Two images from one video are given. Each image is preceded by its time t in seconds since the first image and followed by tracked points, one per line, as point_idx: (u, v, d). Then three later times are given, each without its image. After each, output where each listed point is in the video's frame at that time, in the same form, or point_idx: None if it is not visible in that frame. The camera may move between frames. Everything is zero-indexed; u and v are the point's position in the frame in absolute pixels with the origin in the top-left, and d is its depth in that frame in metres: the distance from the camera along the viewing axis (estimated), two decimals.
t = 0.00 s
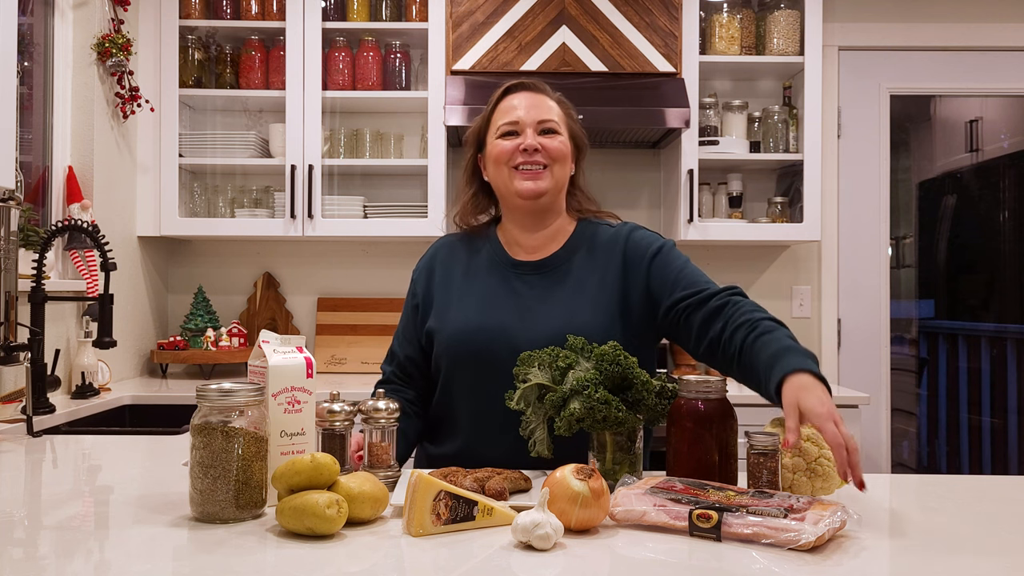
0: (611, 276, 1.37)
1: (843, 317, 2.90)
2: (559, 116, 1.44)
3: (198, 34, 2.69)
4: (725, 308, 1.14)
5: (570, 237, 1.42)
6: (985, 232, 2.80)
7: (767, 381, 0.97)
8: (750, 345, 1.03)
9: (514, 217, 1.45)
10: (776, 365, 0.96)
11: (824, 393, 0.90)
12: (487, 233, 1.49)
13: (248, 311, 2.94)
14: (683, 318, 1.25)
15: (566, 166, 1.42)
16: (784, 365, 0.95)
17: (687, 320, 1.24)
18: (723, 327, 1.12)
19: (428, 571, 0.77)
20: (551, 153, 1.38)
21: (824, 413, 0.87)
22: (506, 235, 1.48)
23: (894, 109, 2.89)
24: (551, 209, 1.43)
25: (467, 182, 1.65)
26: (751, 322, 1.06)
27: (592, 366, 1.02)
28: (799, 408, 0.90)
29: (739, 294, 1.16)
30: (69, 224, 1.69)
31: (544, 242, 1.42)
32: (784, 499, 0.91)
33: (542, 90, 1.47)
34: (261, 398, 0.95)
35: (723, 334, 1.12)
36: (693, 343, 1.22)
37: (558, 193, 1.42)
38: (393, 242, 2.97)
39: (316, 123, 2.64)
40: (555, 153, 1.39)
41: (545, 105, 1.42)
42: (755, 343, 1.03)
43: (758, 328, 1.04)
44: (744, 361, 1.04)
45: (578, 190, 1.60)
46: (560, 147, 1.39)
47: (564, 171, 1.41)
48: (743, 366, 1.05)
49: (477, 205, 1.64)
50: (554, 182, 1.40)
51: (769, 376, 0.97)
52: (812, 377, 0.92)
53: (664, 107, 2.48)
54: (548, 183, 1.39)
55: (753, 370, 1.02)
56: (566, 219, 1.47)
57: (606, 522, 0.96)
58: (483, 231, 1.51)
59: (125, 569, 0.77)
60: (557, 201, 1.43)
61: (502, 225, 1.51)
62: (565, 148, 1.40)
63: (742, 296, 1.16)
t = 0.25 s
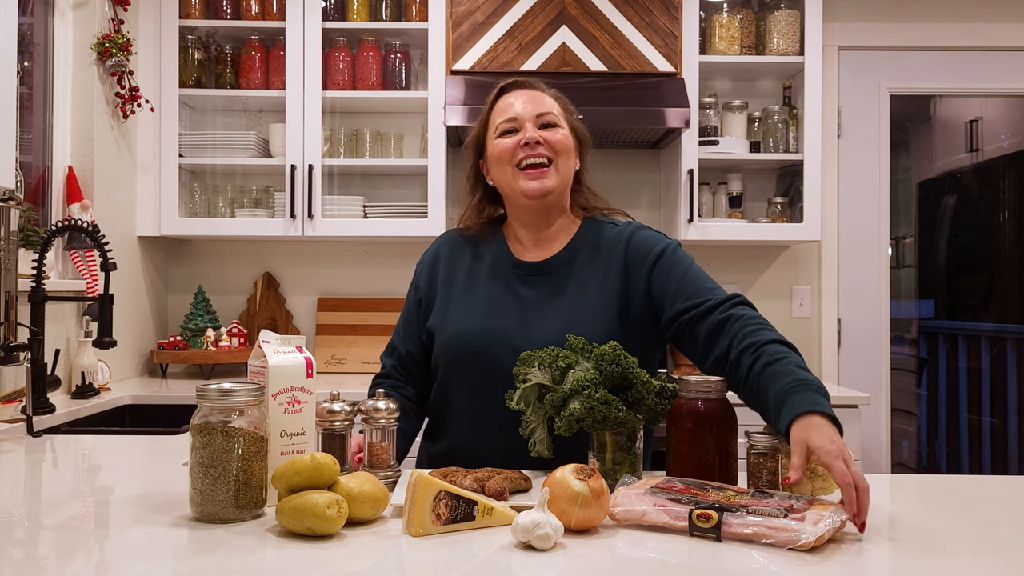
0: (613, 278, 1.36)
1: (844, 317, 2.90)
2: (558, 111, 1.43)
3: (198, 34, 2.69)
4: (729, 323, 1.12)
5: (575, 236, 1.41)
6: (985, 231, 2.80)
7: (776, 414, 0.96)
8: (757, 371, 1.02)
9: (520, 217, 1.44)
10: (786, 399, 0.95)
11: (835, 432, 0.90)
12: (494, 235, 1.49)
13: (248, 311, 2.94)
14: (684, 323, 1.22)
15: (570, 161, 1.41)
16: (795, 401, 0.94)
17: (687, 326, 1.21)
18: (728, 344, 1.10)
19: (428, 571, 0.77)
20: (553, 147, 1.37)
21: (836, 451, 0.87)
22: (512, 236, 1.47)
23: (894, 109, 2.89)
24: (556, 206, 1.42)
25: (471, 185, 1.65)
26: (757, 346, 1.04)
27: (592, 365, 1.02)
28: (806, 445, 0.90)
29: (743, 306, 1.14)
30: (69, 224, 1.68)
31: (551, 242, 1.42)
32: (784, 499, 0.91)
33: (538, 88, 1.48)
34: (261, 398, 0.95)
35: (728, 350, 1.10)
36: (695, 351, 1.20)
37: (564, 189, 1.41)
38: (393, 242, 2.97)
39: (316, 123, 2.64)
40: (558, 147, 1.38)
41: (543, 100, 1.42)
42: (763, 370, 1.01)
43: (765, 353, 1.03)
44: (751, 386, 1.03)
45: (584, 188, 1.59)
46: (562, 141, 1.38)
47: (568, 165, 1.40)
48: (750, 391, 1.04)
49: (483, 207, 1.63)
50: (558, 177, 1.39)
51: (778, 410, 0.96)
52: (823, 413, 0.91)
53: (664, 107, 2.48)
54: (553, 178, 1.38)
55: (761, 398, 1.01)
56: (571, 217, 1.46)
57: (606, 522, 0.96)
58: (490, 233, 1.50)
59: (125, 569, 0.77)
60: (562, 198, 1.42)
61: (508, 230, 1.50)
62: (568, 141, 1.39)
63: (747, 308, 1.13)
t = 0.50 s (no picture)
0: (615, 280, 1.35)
1: (844, 317, 2.90)
2: (560, 111, 1.43)
3: (198, 34, 2.69)
4: (735, 332, 1.13)
5: (576, 236, 1.41)
6: (985, 231, 2.80)
7: (788, 426, 0.97)
8: (766, 381, 1.03)
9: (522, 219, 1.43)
10: (799, 411, 0.96)
11: (852, 445, 0.91)
12: (495, 236, 1.49)
13: (248, 311, 2.94)
14: (688, 329, 1.23)
15: (572, 162, 1.40)
16: (808, 413, 0.95)
17: (691, 332, 1.22)
18: (734, 353, 1.11)
19: (428, 571, 0.77)
20: (556, 148, 1.37)
21: (859, 466, 0.88)
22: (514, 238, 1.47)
23: (893, 109, 2.89)
24: (559, 207, 1.42)
25: (472, 185, 1.65)
26: (765, 356, 1.05)
27: (592, 365, 1.02)
28: (827, 460, 0.90)
29: (748, 314, 1.15)
30: (69, 224, 1.68)
31: (553, 241, 1.41)
32: (785, 498, 0.91)
33: (539, 87, 1.47)
34: (261, 398, 0.95)
35: (734, 359, 1.10)
36: (699, 359, 1.21)
37: (566, 190, 1.40)
38: (393, 242, 2.97)
39: (316, 123, 2.63)
40: (560, 148, 1.37)
41: (544, 101, 1.41)
42: (772, 381, 1.02)
43: (773, 364, 1.03)
44: (759, 398, 1.04)
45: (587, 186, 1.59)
46: (565, 142, 1.38)
47: (570, 166, 1.40)
48: (757, 402, 1.05)
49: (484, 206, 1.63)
50: (561, 178, 1.38)
51: (791, 421, 0.97)
52: (837, 424, 0.92)
53: (664, 107, 2.48)
54: (555, 180, 1.37)
55: (771, 409, 1.02)
56: (573, 217, 1.46)
57: (606, 522, 0.96)
58: (491, 233, 1.50)
59: (126, 569, 0.77)
60: (565, 199, 1.41)
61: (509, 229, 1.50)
62: (570, 142, 1.38)
63: (752, 317, 1.14)
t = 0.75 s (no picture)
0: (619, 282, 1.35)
1: (844, 317, 2.90)
2: (561, 112, 1.42)
3: (198, 34, 2.69)
4: (742, 333, 1.12)
5: (580, 237, 1.41)
6: (985, 231, 2.80)
7: (802, 429, 0.98)
8: (778, 384, 1.03)
9: (526, 222, 1.44)
10: (815, 414, 0.96)
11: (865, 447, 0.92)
12: (499, 237, 1.49)
13: (248, 311, 2.94)
14: (691, 331, 1.22)
15: (574, 163, 1.40)
16: (825, 416, 0.95)
17: (694, 333, 1.21)
18: (741, 355, 1.10)
19: (428, 571, 0.77)
20: (558, 151, 1.37)
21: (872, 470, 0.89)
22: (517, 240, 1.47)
23: (894, 109, 2.89)
24: (562, 209, 1.42)
25: (474, 186, 1.65)
26: (776, 358, 1.05)
27: (592, 366, 1.02)
28: (842, 462, 0.91)
29: (753, 317, 1.15)
30: (69, 224, 1.68)
31: (557, 242, 1.41)
32: (784, 496, 0.92)
33: (539, 87, 1.46)
34: (261, 398, 0.95)
35: (741, 361, 1.10)
36: (702, 360, 1.21)
37: (568, 192, 1.40)
38: (393, 242, 2.97)
39: (316, 123, 2.63)
40: (562, 151, 1.37)
41: (544, 101, 1.41)
42: (784, 384, 1.02)
43: (785, 366, 1.04)
44: (768, 399, 1.04)
45: (589, 184, 1.59)
46: (567, 144, 1.38)
47: (572, 168, 1.40)
48: (765, 404, 1.05)
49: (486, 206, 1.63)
50: (564, 180, 1.38)
51: (806, 424, 0.97)
52: (853, 426, 0.93)
53: (664, 107, 2.48)
54: (558, 182, 1.37)
55: (781, 412, 1.02)
56: (577, 216, 1.46)
57: (605, 522, 0.96)
58: (496, 234, 1.50)
59: (126, 569, 0.77)
60: (568, 200, 1.41)
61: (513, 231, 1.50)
62: (572, 144, 1.38)
63: (757, 319, 1.14)
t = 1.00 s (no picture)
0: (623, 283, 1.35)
1: (844, 316, 2.90)
2: (568, 113, 1.42)
3: (197, 34, 2.69)
4: (749, 333, 1.12)
5: (584, 237, 1.41)
6: (985, 231, 2.80)
7: (809, 426, 0.97)
8: (786, 382, 1.02)
9: (530, 223, 1.44)
10: (825, 412, 0.96)
11: (872, 443, 0.93)
12: (501, 236, 1.49)
13: (248, 311, 2.94)
14: (696, 332, 1.22)
15: (580, 166, 1.40)
16: (834, 415, 0.95)
17: (698, 334, 1.21)
18: (747, 354, 1.10)
19: (428, 571, 0.77)
20: (563, 154, 1.37)
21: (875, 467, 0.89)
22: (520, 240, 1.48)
23: (894, 109, 2.89)
24: (567, 211, 1.42)
25: (478, 184, 1.65)
26: (786, 358, 1.05)
27: (592, 366, 1.02)
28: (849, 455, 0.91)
29: (760, 319, 1.14)
30: (69, 224, 1.68)
31: (561, 243, 1.41)
32: (783, 493, 0.92)
33: (547, 86, 1.45)
34: (261, 398, 0.95)
35: (746, 361, 1.10)
36: (705, 360, 1.20)
37: (573, 195, 1.40)
38: (393, 242, 2.97)
39: (316, 123, 2.63)
40: (568, 154, 1.37)
41: (552, 103, 1.40)
42: (792, 383, 1.02)
43: (794, 366, 1.03)
44: (774, 398, 1.03)
45: (593, 184, 1.59)
46: (572, 147, 1.38)
47: (578, 171, 1.40)
48: (769, 403, 1.04)
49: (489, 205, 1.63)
50: (569, 183, 1.38)
51: (813, 422, 0.97)
52: (861, 424, 0.93)
53: (664, 107, 2.48)
54: (563, 185, 1.37)
55: (787, 410, 1.02)
56: (581, 217, 1.46)
57: (605, 522, 0.96)
58: (499, 234, 1.50)
59: (126, 569, 0.77)
60: (573, 203, 1.41)
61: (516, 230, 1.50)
62: (578, 147, 1.38)
63: (763, 322, 1.14)
